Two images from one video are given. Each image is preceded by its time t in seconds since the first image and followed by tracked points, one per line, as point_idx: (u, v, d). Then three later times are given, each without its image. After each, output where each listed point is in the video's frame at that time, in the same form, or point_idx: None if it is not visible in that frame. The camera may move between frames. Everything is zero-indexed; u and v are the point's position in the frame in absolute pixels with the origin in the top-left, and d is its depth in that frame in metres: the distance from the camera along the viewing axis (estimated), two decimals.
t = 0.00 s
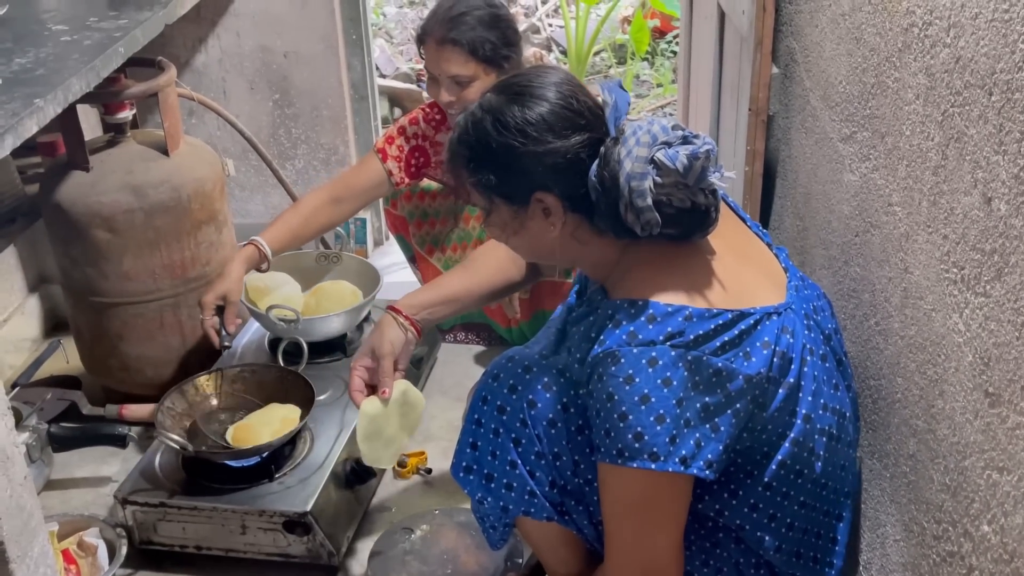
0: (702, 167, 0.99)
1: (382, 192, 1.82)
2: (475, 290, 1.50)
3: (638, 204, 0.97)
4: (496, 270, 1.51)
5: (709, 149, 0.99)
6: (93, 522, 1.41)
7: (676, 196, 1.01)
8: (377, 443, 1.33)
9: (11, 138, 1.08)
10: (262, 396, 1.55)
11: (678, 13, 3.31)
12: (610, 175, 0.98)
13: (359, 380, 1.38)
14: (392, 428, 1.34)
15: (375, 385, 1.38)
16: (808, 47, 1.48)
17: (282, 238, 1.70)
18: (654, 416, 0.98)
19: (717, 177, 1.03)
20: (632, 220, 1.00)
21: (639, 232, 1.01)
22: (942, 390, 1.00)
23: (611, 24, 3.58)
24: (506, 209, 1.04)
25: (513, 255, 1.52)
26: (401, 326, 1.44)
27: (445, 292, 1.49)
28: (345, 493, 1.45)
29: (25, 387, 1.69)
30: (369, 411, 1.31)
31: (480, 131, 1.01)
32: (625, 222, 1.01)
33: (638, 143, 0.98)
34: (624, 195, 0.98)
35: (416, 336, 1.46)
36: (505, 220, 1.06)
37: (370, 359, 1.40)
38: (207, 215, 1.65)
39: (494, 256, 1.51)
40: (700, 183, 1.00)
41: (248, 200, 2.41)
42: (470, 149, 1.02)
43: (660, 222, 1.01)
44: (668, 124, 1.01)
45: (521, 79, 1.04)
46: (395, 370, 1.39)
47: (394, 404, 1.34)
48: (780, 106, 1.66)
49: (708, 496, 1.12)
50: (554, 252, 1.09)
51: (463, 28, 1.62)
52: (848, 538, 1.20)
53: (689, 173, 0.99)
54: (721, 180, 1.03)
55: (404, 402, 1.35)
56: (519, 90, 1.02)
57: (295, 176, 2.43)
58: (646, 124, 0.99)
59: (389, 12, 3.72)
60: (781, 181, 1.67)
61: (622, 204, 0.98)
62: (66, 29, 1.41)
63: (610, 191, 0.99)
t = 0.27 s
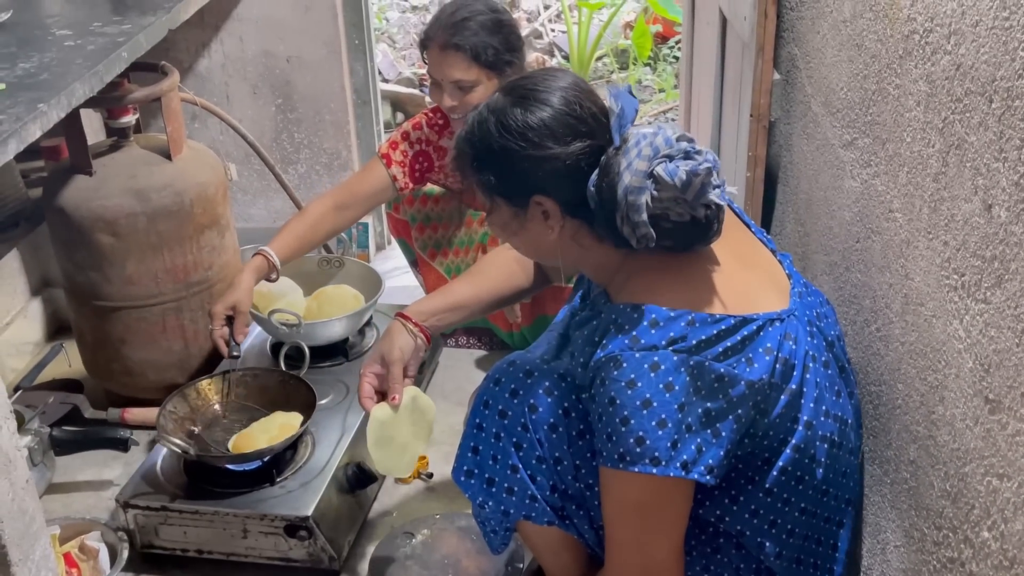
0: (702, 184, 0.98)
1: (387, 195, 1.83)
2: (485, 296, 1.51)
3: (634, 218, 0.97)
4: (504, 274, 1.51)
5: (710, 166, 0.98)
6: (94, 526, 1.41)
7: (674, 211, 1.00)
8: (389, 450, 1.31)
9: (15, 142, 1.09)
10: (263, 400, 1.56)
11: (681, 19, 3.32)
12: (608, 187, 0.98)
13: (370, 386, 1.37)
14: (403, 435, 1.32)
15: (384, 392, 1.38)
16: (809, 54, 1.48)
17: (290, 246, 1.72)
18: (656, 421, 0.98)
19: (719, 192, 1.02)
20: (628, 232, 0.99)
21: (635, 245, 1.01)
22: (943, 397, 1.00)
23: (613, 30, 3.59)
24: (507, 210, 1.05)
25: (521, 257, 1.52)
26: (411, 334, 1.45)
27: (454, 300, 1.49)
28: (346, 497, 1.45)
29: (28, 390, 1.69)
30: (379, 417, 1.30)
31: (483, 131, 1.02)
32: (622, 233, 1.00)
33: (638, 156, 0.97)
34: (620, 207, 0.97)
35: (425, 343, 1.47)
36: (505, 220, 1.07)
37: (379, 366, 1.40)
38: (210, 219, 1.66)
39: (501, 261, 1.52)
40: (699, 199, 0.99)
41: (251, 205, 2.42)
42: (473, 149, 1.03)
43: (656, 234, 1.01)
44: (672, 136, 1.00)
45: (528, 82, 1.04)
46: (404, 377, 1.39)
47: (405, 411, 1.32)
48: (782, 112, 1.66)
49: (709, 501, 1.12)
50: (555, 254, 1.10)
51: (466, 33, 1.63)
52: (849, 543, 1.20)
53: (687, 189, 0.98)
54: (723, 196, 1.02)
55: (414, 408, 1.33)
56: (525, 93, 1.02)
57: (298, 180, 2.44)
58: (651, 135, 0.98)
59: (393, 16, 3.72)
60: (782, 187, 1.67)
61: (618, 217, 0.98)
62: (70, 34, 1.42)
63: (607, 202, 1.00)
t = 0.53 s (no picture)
0: (702, 190, 0.98)
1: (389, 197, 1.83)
2: (482, 298, 1.50)
3: (633, 224, 0.97)
4: (501, 277, 1.51)
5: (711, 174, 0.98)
6: (94, 530, 1.40)
7: (673, 216, 1.01)
8: (380, 451, 1.31)
9: (15, 146, 1.09)
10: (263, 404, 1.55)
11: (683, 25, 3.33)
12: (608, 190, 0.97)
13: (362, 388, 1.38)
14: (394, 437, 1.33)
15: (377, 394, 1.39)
16: (811, 60, 1.49)
17: (289, 243, 1.72)
18: (653, 426, 0.98)
19: (720, 200, 1.02)
20: (626, 237, 0.99)
21: (634, 250, 1.00)
22: (943, 404, 1.00)
23: (616, 35, 3.59)
24: (507, 211, 1.05)
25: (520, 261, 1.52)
26: (405, 336, 1.44)
27: (451, 300, 1.49)
28: (346, 502, 1.45)
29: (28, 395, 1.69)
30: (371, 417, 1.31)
31: (485, 132, 1.02)
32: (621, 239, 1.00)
33: (640, 161, 0.96)
34: (620, 212, 0.97)
35: (417, 344, 1.46)
36: (505, 221, 1.06)
37: (372, 367, 1.40)
38: (211, 224, 1.66)
39: (500, 264, 1.51)
40: (698, 206, 1.00)
41: (252, 209, 2.42)
42: (475, 150, 1.03)
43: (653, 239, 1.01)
44: (673, 141, 1.00)
45: (531, 84, 1.04)
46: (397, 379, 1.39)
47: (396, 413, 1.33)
48: (783, 118, 1.66)
49: (708, 508, 1.12)
50: (555, 257, 1.10)
51: (470, 34, 1.63)
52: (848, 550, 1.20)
53: (687, 196, 0.98)
54: (723, 203, 1.02)
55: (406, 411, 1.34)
56: (528, 95, 1.02)
57: (299, 185, 2.44)
58: (652, 140, 0.98)
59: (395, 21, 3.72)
60: (783, 193, 1.67)
61: (617, 222, 0.98)
62: (71, 38, 1.42)
63: (606, 207, 1.00)
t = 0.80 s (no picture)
0: (704, 197, 0.99)
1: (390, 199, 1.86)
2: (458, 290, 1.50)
3: (637, 232, 0.98)
4: (484, 280, 1.52)
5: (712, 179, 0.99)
6: (96, 537, 1.40)
7: (677, 225, 1.01)
8: (344, 434, 1.37)
9: (20, 156, 1.09)
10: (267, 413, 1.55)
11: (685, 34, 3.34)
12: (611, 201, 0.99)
13: (331, 368, 1.39)
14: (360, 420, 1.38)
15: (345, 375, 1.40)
16: (812, 71, 1.49)
17: (290, 238, 1.74)
18: (655, 440, 0.99)
19: (721, 207, 1.03)
20: (631, 247, 1.00)
21: (639, 259, 1.01)
22: (944, 416, 1.00)
23: (618, 44, 3.60)
24: (509, 226, 1.05)
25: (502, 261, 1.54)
26: (377, 322, 1.42)
27: (429, 291, 1.49)
28: (348, 511, 1.45)
29: (30, 402, 1.70)
30: (334, 401, 1.34)
31: (484, 150, 1.02)
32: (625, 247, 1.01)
33: (641, 171, 0.98)
34: (624, 222, 0.98)
35: (392, 332, 1.44)
36: (507, 237, 1.06)
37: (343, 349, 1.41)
38: (214, 232, 1.66)
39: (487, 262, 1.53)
40: (701, 213, 1.00)
41: (255, 217, 2.43)
42: (475, 169, 1.03)
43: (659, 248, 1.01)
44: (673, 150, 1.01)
45: (528, 100, 1.04)
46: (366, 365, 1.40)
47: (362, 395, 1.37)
48: (785, 129, 1.66)
49: (709, 519, 1.12)
50: (557, 270, 1.09)
51: (478, 37, 1.64)
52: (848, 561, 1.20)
53: (690, 204, 0.99)
54: (725, 210, 1.03)
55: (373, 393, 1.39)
56: (526, 111, 1.03)
57: (302, 193, 2.45)
58: (652, 151, 1.00)
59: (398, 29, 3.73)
60: (785, 204, 1.68)
61: (621, 231, 0.99)
62: (76, 47, 1.43)
63: (610, 218, 1.00)
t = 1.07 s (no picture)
0: (690, 208, 1.00)
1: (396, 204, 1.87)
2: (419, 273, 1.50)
3: (625, 244, 0.98)
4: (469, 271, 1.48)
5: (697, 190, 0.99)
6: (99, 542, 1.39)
7: (663, 237, 1.02)
8: (282, 395, 1.42)
9: (26, 164, 1.10)
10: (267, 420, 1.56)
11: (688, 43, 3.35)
12: (599, 214, 0.99)
13: (280, 328, 1.49)
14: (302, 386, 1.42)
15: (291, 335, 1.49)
16: (814, 82, 1.50)
17: (296, 240, 1.73)
18: (644, 452, 0.99)
19: (705, 220, 1.03)
20: (619, 260, 1.00)
21: (627, 272, 1.01)
22: (944, 427, 1.00)
23: (621, 52, 3.62)
24: (498, 245, 1.05)
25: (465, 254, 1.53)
26: (331, 291, 1.47)
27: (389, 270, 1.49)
28: (349, 518, 1.45)
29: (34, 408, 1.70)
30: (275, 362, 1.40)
31: (471, 169, 1.02)
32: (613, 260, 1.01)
33: (627, 183, 0.98)
34: (611, 235, 0.98)
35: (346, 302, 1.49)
36: (496, 255, 1.07)
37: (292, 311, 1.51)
38: (218, 239, 1.67)
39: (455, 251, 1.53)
40: (687, 225, 1.01)
41: (258, 224, 2.43)
42: (463, 188, 1.04)
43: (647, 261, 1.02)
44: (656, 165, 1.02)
45: (514, 119, 1.05)
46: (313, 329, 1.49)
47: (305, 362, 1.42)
48: (787, 139, 1.67)
49: (702, 530, 1.12)
50: (547, 289, 1.10)
51: (486, 40, 1.65)
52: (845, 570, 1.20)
53: (676, 216, 0.99)
54: (710, 223, 1.04)
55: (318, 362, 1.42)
56: (511, 130, 1.04)
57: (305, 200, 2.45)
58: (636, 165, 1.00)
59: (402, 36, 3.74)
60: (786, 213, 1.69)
61: (609, 244, 0.99)
62: (82, 56, 1.44)
63: (597, 232, 1.00)
